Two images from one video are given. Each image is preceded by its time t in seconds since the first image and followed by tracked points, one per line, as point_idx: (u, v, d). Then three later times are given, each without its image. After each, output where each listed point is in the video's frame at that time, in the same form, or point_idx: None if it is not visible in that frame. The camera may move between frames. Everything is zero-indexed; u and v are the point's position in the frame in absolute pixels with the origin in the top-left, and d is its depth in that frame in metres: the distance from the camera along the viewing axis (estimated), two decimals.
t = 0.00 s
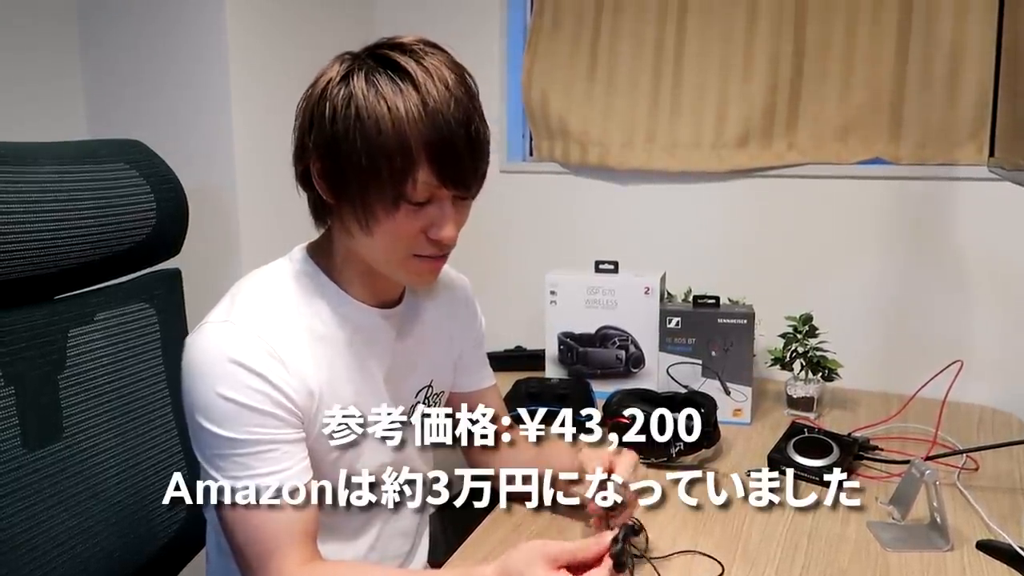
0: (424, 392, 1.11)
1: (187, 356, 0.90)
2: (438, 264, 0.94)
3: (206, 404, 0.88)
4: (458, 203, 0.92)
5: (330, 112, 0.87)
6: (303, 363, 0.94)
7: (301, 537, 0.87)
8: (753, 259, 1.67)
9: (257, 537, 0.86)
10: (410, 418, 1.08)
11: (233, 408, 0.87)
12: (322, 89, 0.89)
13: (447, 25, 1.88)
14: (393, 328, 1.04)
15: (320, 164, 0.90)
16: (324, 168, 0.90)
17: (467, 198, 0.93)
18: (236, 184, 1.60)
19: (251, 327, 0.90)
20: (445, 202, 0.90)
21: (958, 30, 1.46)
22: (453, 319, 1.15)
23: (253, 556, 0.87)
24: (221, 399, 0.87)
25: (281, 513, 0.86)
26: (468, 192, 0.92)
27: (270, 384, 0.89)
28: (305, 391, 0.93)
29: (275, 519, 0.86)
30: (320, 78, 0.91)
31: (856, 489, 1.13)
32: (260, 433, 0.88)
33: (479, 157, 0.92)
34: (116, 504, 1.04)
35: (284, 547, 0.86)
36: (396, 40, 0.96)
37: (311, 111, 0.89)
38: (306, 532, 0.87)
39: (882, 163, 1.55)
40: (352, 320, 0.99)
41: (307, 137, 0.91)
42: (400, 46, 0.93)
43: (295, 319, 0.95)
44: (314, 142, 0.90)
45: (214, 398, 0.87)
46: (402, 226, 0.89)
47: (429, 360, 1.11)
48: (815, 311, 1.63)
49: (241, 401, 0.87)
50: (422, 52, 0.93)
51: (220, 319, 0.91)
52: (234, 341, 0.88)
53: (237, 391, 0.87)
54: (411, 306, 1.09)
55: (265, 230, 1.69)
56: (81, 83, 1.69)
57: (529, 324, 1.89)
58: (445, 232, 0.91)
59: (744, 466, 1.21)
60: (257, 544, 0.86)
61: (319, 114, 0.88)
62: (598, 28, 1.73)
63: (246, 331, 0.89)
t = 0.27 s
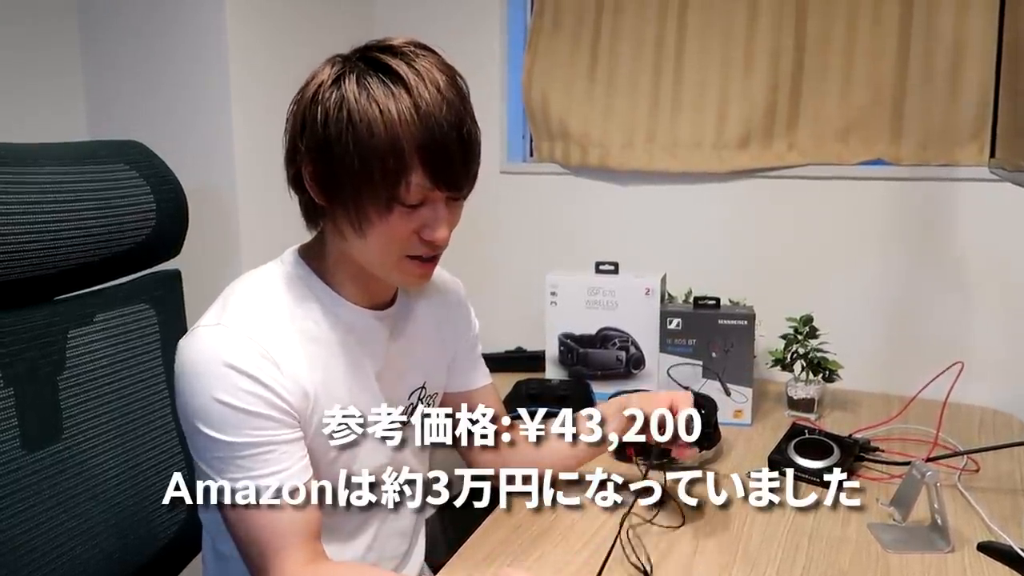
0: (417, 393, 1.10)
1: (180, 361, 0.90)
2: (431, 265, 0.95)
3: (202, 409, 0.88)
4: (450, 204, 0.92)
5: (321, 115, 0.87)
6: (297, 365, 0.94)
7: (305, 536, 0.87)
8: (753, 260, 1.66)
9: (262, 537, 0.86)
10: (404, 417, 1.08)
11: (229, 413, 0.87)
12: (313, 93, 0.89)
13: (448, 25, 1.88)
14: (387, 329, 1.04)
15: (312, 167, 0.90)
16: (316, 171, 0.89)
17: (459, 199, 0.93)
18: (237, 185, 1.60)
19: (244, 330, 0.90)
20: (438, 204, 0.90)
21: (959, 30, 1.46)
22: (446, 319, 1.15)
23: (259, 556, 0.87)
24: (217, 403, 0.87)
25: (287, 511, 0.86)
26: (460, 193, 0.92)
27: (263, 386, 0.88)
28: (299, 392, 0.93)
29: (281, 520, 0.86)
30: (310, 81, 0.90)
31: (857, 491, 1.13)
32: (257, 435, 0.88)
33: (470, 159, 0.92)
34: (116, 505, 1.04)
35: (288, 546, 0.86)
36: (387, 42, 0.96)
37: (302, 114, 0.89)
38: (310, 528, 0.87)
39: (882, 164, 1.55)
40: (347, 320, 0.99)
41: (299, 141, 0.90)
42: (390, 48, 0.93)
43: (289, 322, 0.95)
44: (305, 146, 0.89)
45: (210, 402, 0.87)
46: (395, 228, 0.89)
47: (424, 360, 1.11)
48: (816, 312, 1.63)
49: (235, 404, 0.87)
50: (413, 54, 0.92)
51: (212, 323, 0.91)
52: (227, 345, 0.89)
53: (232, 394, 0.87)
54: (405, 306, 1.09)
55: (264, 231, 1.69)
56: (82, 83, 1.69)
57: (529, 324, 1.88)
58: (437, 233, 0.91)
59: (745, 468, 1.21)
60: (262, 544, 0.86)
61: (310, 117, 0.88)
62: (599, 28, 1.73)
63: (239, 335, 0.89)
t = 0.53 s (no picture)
0: (417, 392, 1.11)
1: (184, 365, 0.90)
2: (433, 259, 0.95)
3: (208, 412, 0.88)
4: (453, 199, 0.93)
5: (328, 112, 0.87)
6: (299, 363, 0.93)
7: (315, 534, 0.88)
8: (753, 261, 1.66)
9: (273, 535, 0.86)
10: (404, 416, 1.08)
11: (234, 415, 0.87)
12: (320, 90, 0.88)
13: (448, 26, 1.88)
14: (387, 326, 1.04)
15: (318, 162, 0.90)
16: (322, 166, 0.89)
17: (461, 194, 0.94)
18: (237, 185, 1.60)
19: (246, 333, 0.90)
20: (441, 199, 0.91)
21: (959, 30, 1.46)
22: (445, 317, 1.16)
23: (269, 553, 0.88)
24: (223, 407, 0.87)
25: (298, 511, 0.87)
26: (462, 188, 0.93)
27: (266, 385, 0.88)
28: (303, 392, 0.93)
29: (292, 521, 0.87)
30: (316, 78, 0.90)
31: (857, 491, 1.13)
32: (263, 435, 0.88)
33: (472, 155, 0.93)
34: (116, 506, 1.04)
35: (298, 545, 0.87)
36: (389, 39, 0.96)
37: (309, 111, 0.89)
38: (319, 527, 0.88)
39: (882, 164, 1.55)
40: (349, 319, 0.99)
41: (304, 137, 0.90)
42: (394, 45, 0.93)
43: (290, 322, 0.95)
44: (311, 142, 0.89)
45: (216, 406, 0.87)
46: (400, 223, 0.90)
47: (422, 360, 1.11)
48: (816, 312, 1.63)
49: (241, 408, 0.87)
50: (417, 51, 0.92)
51: (215, 326, 0.91)
52: (228, 347, 0.88)
53: (238, 398, 0.87)
54: (404, 304, 1.10)
55: (265, 231, 1.69)
56: (82, 84, 1.69)
57: (529, 325, 1.89)
58: (440, 227, 0.92)
59: (745, 469, 1.21)
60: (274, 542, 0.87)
61: (316, 114, 0.88)
62: (599, 29, 1.73)
63: (243, 338, 0.89)
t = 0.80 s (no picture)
0: (421, 389, 1.11)
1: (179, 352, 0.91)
2: (440, 258, 0.95)
3: (189, 396, 0.89)
4: (465, 199, 0.93)
5: (352, 103, 0.87)
6: (292, 359, 0.93)
7: (273, 535, 0.88)
8: (753, 261, 1.67)
9: (231, 533, 0.86)
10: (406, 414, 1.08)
11: (213, 403, 0.88)
12: (345, 82, 0.89)
13: (448, 27, 1.88)
14: (388, 325, 1.04)
15: (337, 153, 0.89)
16: (341, 157, 0.89)
17: (472, 195, 0.95)
18: (237, 186, 1.60)
19: (244, 325, 0.91)
20: (454, 197, 0.92)
21: (958, 31, 1.46)
22: (449, 316, 1.16)
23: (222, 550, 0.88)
24: (205, 395, 0.87)
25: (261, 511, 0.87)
26: (475, 189, 0.94)
27: (253, 380, 0.89)
28: (294, 388, 0.93)
29: (255, 521, 0.87)
30: (340, 71, 0.90)
31: (857, 492, 1.13)
32: (237, 428, 0.88)
33: (487, 157, 0.93)
34: (117, 506, 1.04)
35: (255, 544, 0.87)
36: (411, 40, 0.97)
37: (331, 102, 0.89)
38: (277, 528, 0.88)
39: (882, 165, 1.55)
40: (352, 318, 1.00)
41: (324, 127, 0.90)
42: (417, 45, 0.93)
43: (293, 318, 0.95)
44: (331, 132, 0.89)
45: (197, 392, 0.88)
46: (412, 219, 0.90)
47: (426, 359, 1.11)
48: (816, 313, 1.63)
49: (223, 398, 0.87)
50: (440, 52, 0.93)
51: (211, 317, 0.92)
52: (222, 337, 0.89)
53: (221, 387, 0.87)
54: (406, 302, 1.10)
55: (265, 231, 1.69)
56: (83, 85, 1.69)
57: (529, 325, 1.89)
58: (452, 226, 0.92)
59: (745, 469, 1.21)
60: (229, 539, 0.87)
61: (339, 105, 0.88)
62: (599, 29, 1.73)
63: (236, 329, 0.90)
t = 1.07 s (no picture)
0: (421, 387, 1.10)
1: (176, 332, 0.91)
2: (432, 255, 0.95)
3: (173, 375, 0.88)
4: (458, 197, 0.93)
5: (345, 98, 0.88)
6: (282, 351, 0.93)
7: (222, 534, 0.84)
8: (752, 262, 1.67)
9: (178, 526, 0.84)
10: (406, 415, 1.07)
11: (194, 380, 0.86)
12: (340, 77, 0.90)
13: (448, 27, 1.89)
14: (385, 324, 1.04)
15: (330, 147, 0.90)
16: (334, 151, 0.90)
17: (466, 193, 0.94)
18: (237, 186, 1.61)
19: (237, 311, 0.91)
20: (446, 194, 0.91)
21: (957, 32, 1.46)
22: (449, 316, 1.16)
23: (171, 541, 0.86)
24: (188, 372, 0.87)
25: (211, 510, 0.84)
26: (468, 187, 0.93)
27: (238, 364, 0.88)
28: (281, 382, 0.92)
29: (204, 518, 0.84)
30: (337, 67, 0.91)
31: (857, 492, 1.13)
32: (211, 411, 0.86)
33: (480, 155, 0.93)
34: (115, 506, 1.04)
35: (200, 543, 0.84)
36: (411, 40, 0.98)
37: (327, 97, 0.90)
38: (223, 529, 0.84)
39: (881, 165, 1.55)
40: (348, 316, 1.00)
41: (319, 122, 0.91)
42: (415, 44, 0.94)
43: (291, 313, 0.95)
44: (326, 127, 0.90)
45: (181, 370, 0.87)
46: (402, 214, 0.90)
47: (425, 358, 1.11)
48: (815, 313, 1.64)
49: (204, 377, 0.86)
50: (437, 51, 0.94)
51: (208, 302, 0.92)
52: (217, 322, 0.89)
53: (204, 367, 0.87)
54: (405, 299, 1.10)
55: (265, 231, 1.69)
56: (83, 85, 1.69)
57: (529, 325, 1.89)
58: (442, 222, 0.91)
59: (745, 470, 1.21)
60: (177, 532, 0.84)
61: (333, 99, 0.89)
62: (598, 29, 1.74)
63: (229, 315, 0.90)
